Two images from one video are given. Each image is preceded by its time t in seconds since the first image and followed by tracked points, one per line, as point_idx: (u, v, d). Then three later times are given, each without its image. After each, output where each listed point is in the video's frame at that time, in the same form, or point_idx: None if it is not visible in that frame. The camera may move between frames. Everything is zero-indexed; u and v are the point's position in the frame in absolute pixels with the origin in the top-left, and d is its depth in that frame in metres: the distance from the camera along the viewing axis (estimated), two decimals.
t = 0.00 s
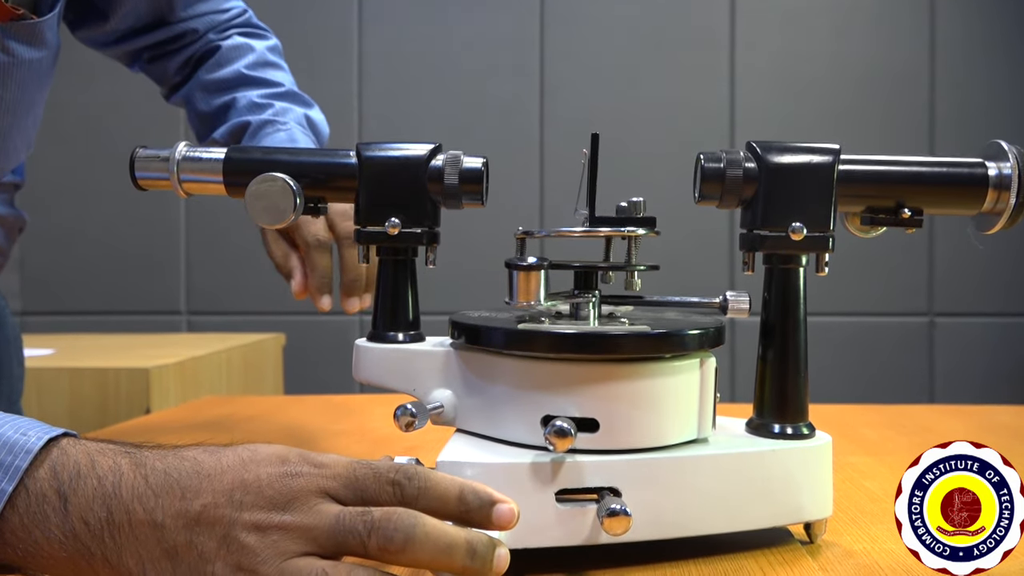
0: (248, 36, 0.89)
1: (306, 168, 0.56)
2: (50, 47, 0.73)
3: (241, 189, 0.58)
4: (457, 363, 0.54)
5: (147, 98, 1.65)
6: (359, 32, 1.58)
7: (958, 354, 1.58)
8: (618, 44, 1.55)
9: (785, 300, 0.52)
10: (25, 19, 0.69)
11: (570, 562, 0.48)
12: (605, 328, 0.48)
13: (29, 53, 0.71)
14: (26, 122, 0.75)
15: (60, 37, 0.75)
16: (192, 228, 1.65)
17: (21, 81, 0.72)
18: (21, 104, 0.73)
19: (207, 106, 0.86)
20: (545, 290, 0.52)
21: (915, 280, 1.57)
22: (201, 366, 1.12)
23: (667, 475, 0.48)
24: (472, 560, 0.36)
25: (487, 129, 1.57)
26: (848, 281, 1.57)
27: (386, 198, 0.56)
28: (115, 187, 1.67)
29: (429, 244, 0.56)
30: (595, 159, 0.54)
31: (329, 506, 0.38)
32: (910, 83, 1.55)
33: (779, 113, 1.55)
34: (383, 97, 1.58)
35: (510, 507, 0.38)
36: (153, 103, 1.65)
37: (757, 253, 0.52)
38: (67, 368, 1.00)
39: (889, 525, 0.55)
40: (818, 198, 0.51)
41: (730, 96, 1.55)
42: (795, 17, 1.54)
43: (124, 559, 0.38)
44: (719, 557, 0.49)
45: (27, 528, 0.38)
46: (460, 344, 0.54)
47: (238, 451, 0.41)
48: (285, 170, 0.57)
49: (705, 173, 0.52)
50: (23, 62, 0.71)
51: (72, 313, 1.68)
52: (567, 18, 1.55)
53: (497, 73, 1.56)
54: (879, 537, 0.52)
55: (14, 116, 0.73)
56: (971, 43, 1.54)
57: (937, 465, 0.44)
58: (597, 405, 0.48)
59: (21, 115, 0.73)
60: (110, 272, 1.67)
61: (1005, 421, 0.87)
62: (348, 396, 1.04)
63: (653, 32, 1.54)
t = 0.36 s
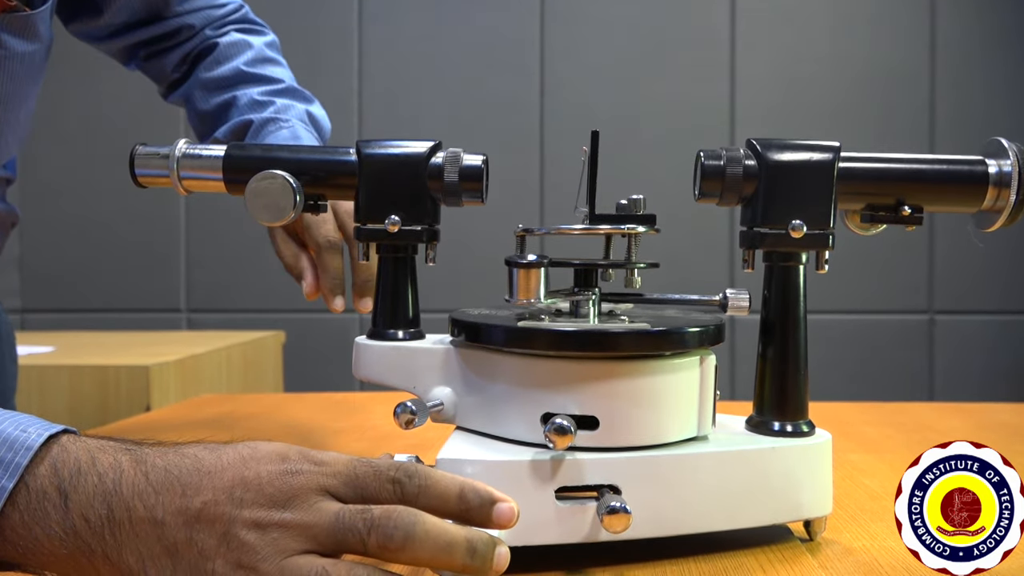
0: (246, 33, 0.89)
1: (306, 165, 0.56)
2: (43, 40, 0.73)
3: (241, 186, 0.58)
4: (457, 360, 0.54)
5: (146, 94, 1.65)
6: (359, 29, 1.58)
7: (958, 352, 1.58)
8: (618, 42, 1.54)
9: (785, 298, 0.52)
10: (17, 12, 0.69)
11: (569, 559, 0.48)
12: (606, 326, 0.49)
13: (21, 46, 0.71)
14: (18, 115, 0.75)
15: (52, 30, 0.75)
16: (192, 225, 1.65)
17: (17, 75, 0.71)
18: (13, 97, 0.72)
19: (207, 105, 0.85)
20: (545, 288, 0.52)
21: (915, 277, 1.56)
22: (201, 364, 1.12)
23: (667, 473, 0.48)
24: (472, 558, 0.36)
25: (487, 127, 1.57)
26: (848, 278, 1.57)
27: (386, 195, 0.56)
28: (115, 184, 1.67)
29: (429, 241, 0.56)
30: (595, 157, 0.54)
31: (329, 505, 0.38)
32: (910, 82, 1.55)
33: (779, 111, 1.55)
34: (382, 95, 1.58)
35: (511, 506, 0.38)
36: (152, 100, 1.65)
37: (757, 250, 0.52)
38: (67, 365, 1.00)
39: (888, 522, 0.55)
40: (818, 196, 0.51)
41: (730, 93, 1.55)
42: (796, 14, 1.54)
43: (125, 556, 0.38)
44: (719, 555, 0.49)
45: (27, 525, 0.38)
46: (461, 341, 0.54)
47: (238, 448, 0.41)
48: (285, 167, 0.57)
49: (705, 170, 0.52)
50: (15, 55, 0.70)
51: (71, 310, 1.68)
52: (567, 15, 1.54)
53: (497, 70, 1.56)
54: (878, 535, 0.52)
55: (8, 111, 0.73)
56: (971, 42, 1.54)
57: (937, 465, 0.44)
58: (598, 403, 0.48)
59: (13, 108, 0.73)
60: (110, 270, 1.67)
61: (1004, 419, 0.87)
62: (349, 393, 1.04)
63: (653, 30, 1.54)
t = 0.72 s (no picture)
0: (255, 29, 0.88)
1: (306, 164, 0.56)
2: (39, 37, 0.73)
3: (241, 185, 0.58)
4: (457, 359, 0.54)
5: (147, 94, 1.65)
6: (359, 28, 1.58)
7: (958, 351, 1.58)
8: (618, 41, 1.54)
9: (785, 297, 0.52)
10: (14, 7, 0.69)
11: (569, 557, 0.48)
12: (605, 325, 0.49)
13: (17, 42, 0.70)
14: (14, 112, 0.74)
15: (49, 27, 0.75)
16: (192, 224, 1.65)
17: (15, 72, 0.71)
18: (10, 95, 0.72)
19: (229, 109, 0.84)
20: (545, 287, 0.52)
21: (915, 277, 1.56)
22: (202, 363, 1.12)
23: (667, 472, 0.48)
24: (473, 559, 0.36)
25: (487, 126, 1.57)
26: (849, 278, 1.57)
27: (386, 194, 0.56)
28: (115, 183, 1.67)
29: (429, 240, 0.56)
30: (595, 156, 0.54)
31: (331, 505, 0.38)
32: (910, 81, 1.54)
33: (780, 110, 1.55)
34: (383, 94, 1.58)
35: (512, 506, 0.38)
36: (152, 99, 1.65)
37: (757, 249, 0.52)
38: (67, 364, 1.00)
39: (888, 522, 0.55)
40: (819, 195, 0.51)
41: (730, 93, 1.55)
42: (795, 14, 1.53)
43: (126, 554, 0.38)
44: (720, 555, 0.49)
45: (28, 523, 0.38)
46: (461, 340, 0.54)
47: (239, 447, 0.41)
48: (286, 166, 0.57)
49: (706, 169, 0.52)
50: (12, 51, 0.70)
51: (71, 309, 1.68)
52: (567, 14, 1.54)
53: (497, 68, 1.56)
54: (878, 534, 0.52)
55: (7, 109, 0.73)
56: (971, 42, 1.54)
57: (937, 465, 0.44)
58: (598, 402, 0.48)
59: (12, 106, 0.73)
60: (110, 269, 1.67)
61: (1005, 419, 0.87)
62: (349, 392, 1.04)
63: (653, 29, 1.54)
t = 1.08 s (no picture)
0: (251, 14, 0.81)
1: (307, 164, 0.56)
2: (33, 41, 0.71)
3: (242, 185, 0.58)
4: (458, 359, 0.54)
5: (147, 94, 1.65)
6: (359, 28, 1.58)
7: (957, 351, 1.58)
8: (618, 41, 1.54)
9: (786, 297, 0.52)
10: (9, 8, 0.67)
11: (569, 557, 0.48)
12: (606, 324, 0.49)
13: (7, 43, 0.69)
14: (15, 112, 0.74)
15: (46, 33, 0.73)
16: (192, 224, 1.65)
17: (15, 73, 0.71)
18: (10, 95, 0.72)
19: (254, 111, 0.78)
20: (545, 287, 0.52)
21: (915, 277, 1.56)
22: (202, 362, 1.12)
23: (667, 471, 0.48)
24: (473, 558, 0.36)
25: (488, 126, 1.57)
26: (849, 278, 1.57)
27: (386, 194, 0.56)
28: (115, 183, 1.67)
29: (429, 240, 0.56)
30: (595, 156, 0.54)
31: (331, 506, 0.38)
32: (910, 81, 1.54)
33: (780, 110, 1.55)
34: (383, 93, 1.57)
35: (512, 506, 0.38)
36: (153, 100, 1.65)
37: (758, 249, 0.52)
38: (67, 364, 1.00)
39: (888, 521, 0.55)
40: (819, 195, 0.51)
41: (730, 92, 1.55)
42: (795, 13, 1.53)
43: (126, 555, 0.38)
44: (720, 554, 0.49)
45: (28, 523, 0.38)
46: (461, 340, 0.54)
47: (237, 447, 0.41)
48: (286, 166, 0.57)
49: (706, 169, 0.52)
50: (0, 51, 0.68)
51: (72, 309, 1.68)
52: (567, 14, 1.54)
53: (497, 68, 1.56)
54: (878, 534, 0.52)
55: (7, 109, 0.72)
56: (971, 41, 1.54)
57: (937, 465, 0.44)
58: (598, 401, 0.48)
59: (12, 106, 0.73)
60: (111, 269, 1.67)
61: (1005, 418, 0.87)
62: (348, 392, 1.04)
63: (654, 29, 1.54)
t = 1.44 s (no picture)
0: (256, 17, 0.81)
1: (306, 165, 0.56)
2: (32, 44, 0.71)
3: (242, 186, 0.58)
4: (457, 360, 0.54)
5: (147, 95, 1.65)
6: (359, 29, 1.58)
7: (958, 352, 1.58)
8: (618, 42, 1.54)
9: (785, 298, 0.52)
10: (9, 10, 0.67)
11: (569, 558, 0.48)
12: (605, 326, 0.49)
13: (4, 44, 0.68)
14: (15, 114, 0.74)
15: (48, 36, 0.73)
16: (192, 225, 1.65)
17: (14, 74, 0.71)
18: (10, 97, 0.72)
19: (264, 117, 0.78)
20: (545, 288, 0.52)
21: (915, 278, 1.56)
22: (202, 364, 1.12)
23: (667, 473, 0.48)
24: (473, 560, 0.36)
25: (488, 127, 1.57)
26: (849, 278, 1.57)
27: (387, 196, 0.56)
28: (115, 185, 1.67)
29: (429, 242, 0.56)
30: (595, 157, 0.54)
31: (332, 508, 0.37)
32: (910, 81, 1.54)
33: (780, 110, 1.55)
34: (382, 94, 1.57)
35: (512, 508, 0.38)
36: (153, 101, 1.65)
37: (757, 251, 0.52)
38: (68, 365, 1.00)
39: (888, 522, 0.55)
40: (818, 196, 0.51)
41: (730, 93, 1.55)
42: (795, 14, 1.53)
43: (126, 557, 0.38)
44: (720, 556, 0.49)
45: (29, 524, 0.38)
46: (461, 342, 0.54)
47: (237, 449, 0.41)
48: (285, 167, 0.57)
49: (705, 171, 0.52)
50: None
51: (72, 310, 1.68)
52: (567, 14, 1.54)
53: (497, 69, 1.56)
54: (878, 535, 0.52)
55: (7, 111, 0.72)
56: (970, 42, 1.54)
57: (937, 465, 0.44)
58: (598, 403, 0.48)
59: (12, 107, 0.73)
60: (111, 270, 1.67)
61: (1005, 419, 0.87)
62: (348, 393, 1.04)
63: (653, 29, 1.54)
